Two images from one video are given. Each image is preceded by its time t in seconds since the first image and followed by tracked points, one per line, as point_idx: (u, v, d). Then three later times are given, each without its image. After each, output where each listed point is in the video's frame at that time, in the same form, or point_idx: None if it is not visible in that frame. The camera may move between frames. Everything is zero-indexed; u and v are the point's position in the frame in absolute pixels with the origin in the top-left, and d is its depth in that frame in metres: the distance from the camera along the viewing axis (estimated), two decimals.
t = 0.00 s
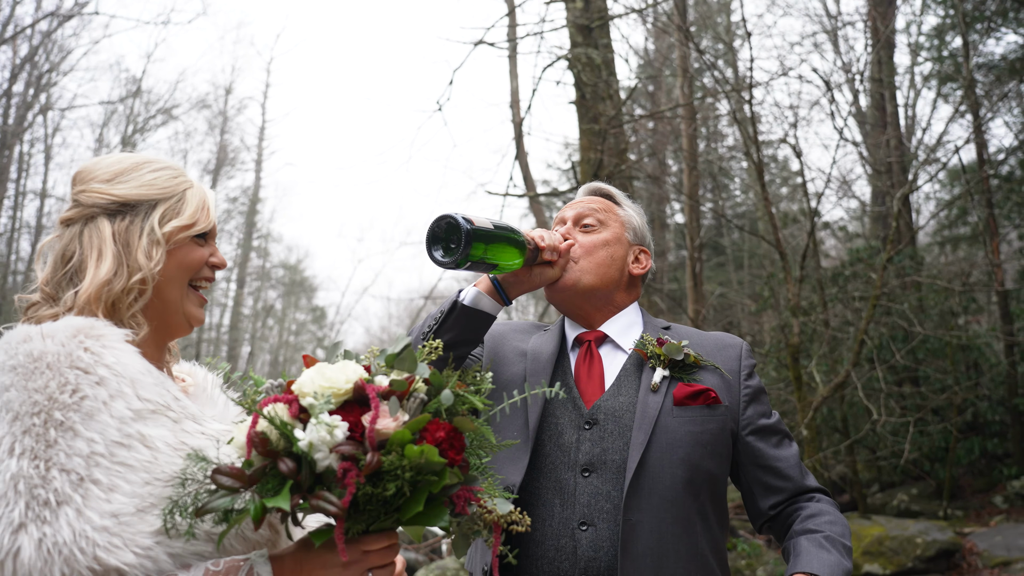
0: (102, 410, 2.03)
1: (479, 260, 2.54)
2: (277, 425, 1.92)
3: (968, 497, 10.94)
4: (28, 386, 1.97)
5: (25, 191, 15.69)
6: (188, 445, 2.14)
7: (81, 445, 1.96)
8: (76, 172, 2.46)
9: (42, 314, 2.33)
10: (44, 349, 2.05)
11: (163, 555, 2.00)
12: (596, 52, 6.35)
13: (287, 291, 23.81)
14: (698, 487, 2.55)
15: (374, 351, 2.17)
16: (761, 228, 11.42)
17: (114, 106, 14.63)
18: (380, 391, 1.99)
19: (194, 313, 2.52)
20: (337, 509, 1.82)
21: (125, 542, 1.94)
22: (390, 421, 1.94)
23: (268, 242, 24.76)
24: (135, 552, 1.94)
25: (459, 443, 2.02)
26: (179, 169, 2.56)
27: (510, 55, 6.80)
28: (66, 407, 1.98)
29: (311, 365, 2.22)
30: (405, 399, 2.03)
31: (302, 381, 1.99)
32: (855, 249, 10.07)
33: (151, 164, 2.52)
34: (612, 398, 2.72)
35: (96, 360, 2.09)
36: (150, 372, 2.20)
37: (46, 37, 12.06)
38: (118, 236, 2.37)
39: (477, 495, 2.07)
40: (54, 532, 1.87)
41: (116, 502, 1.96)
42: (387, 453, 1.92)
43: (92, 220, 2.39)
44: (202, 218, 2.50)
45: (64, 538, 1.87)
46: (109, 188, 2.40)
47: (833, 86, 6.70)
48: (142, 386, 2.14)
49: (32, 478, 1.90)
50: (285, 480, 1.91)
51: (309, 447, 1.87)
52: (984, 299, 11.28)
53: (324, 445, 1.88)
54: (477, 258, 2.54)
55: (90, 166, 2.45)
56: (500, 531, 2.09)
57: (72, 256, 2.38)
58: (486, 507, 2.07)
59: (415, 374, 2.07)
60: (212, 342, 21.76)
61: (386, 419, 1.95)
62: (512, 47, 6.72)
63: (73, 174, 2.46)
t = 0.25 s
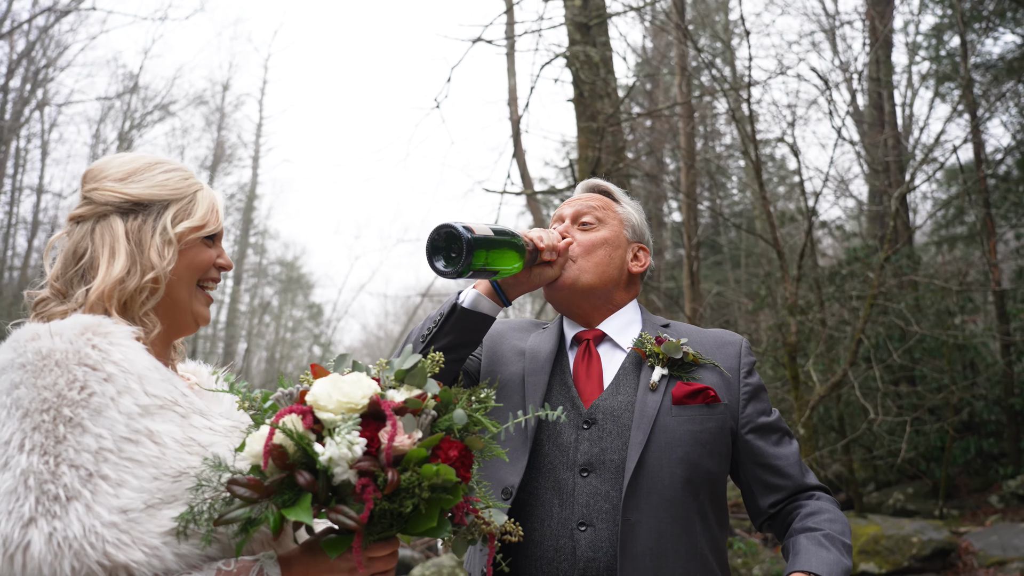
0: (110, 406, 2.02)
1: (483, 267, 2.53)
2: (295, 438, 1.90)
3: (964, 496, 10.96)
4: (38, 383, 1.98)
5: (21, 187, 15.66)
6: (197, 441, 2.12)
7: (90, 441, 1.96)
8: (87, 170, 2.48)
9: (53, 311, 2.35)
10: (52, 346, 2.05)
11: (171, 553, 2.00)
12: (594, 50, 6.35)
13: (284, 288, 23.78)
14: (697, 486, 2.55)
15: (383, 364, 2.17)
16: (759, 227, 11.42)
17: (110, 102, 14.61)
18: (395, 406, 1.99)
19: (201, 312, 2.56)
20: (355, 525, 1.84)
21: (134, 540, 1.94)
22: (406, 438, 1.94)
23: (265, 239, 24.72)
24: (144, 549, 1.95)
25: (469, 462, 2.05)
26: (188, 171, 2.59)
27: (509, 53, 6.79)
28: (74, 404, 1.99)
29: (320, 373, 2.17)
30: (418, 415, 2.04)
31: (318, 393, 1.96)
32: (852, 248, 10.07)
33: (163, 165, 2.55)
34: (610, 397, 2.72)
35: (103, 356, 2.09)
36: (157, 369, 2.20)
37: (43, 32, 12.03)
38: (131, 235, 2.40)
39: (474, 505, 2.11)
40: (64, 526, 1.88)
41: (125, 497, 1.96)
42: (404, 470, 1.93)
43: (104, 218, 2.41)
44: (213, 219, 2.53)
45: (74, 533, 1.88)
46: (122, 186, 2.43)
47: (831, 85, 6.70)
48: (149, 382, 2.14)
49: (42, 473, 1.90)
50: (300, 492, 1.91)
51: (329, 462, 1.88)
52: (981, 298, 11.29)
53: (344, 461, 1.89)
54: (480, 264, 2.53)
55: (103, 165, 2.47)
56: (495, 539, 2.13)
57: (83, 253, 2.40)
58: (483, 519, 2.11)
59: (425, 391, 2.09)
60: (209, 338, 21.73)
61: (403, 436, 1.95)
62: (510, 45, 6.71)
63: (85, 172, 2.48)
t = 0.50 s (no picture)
0: (120, 403, 2.02)
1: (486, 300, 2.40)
2: (311, 436, 1.91)
3: (962, 496, 10.97)
4: (48, 380, 1.99)
5: (20, 182, 15.65)
6: (206, 438, 2.11)
7: (100, 437, 1.96)
8: (99, 168, 2.49)
9: (63, 307, 2.33)
10: (62, 343, 2.06)
11: (180, 551, 1.98)
12: (595, 47, 6.34)
13: (283, 284, 23.78)
14: (696, 485, 2.55)
15: (391, 369, 2.19)
16: (758, 226, 11.42)
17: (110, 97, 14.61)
18: (407, 408, 2.00)
19: (211, 309, 2.56)
20: (372, 519, 1.84)
21: (143, 535, 1.93)
22: (419, 438, 1.94)
23: (264, 236, 24.71)
24: (154, 544, 1.94)
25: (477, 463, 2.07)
26: (200, 171, 2.60)
27: (509, 50, 6.79)
28: (83, 400, 1.99)
29: (329, 376, 2.20)
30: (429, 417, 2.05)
31: (331, 395, 1.97)
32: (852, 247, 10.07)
33: (175, 164, 2.56)
34: (607, 399, 2.72)
35: (112, 353, 2.09)
36: (165, 366, 2.21)
37: (42, 27, 12.03)
38: (142, 233, 2.40)
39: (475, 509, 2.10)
40: (74, 521, 1.89)
41: (135, 493, 1.95)
42: (417, 469, 1.94)
43: (116, 215, 2.42)
44: (223, 219, 2.54)
45: (84, 528, 1.88)
46: (135, 185, 2.44)
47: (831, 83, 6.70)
48: (158, 379, 2.14)
49: (52, 469, 1.91)
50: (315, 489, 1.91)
51: (345, 459, 1.87)
52: (980, 298, 11.28)
53: (360, 458, 1.89)
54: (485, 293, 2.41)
55: (115, 164, 2.48)
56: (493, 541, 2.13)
57: (95, 250, 2.40)
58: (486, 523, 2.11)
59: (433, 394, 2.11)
60: (208, 335, 21.72)
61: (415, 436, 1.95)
62: (510, 42, 6.71)
63: (97, 170, 2.49)
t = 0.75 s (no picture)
0: (130, 400, 2.04)
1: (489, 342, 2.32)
2: (309, 436, 1.92)
3: (965, 496, 10.95)
4: (58, 375, 2.00)
5: (24, 176, 15.69)
6: (214, 435, 2.13)
7: (111, 434, 1.97)
8: (109, 164, 2.49)
9: (77, 303, 2.33)
10: (74, 339, 2.07)
11: (189, 547, 1.99)
12: (599, 44, 6.33)
13: (285, 280, 23.82)
14: (697, 485, 2.55)
15: (396, 370, 2.19)
16: (762, 224, 11.40)
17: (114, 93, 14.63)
18: (409, 407, 2.00)
19: (225, 302, 2.58)
20: (370, 519, 1.84)
21: (152, 530, 1.94)
22: (419, 437, 1.94)
23: (267, 231, 24.74)
24: (162, 540, 1.95)
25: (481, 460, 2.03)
26: (210, 166, 2.61)
27: (513, 47, 6.78)
28: (94, 396, 2.00)
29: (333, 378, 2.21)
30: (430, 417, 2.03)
31: (331, 395, 1.98)
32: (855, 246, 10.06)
33: (186, 159, 2.57)
34: (604, 403, 2.73)
35: (124, 350, 2.11)
36: (177, 363, 2.22)
37: (46, 22, 12.05)
38: (156, 229, 2.41)
39: (485, 510, 2.06)
40: (84, 517, 1.89)
41: (144, 490, 1.97)
42: (417, 467, 1.93)
43: (129, 211, 2.42)
44: (234, 214, 2.55)
45: (94, 524, 1.89)
46: (147, 180, 2.44)
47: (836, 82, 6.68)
48: (169, 376, 2.15)
49: (62, 464, 1.91)
50: (314, 489, 1.91)
51: (342, 458, 1.89)
52: (983, 298, 11.26)
53: (357, 457, 1.90)
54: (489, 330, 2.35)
55: (125, 159, 2.48)
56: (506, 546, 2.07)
57: (108, 246, 2.40)
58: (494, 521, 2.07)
59: (436, 394, 2.08)
60: (210, 330, 21.76)
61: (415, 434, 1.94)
62: (514, 39, 6.70)
63: (107, 165, 2.49)
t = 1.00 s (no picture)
0: (143, 393, 2.06)
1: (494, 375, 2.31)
2: (309, 433, 1.95)
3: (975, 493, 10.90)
4: (72, 364, 2.02)
5: (36, 171, 15.78)
6: (228, 426, 2.17)
7: (124, 427, 1.99)
8: (124, 157, 2.51)
9: (94, 297, 2.36)
10: (88, 329, 2.10)
11: (198, 539, 2.02)
12: (610, 39, 6.30)
13: (295, 275, 23.91)
14: (705, 483, 2.57)
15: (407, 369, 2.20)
16: (772, 220, 11.36)
17: (125, 88, 14.70)
18: (412, 406, 2.00)
19: (242, 295, 2.60)
20: (363, 520, 1.85)
21: (161, 523, 1.96)
22: (420, 436, 1.95)
23: (277, 227, 24.83)
24: (171, 533, 1.97)
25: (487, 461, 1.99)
26: (226, 158, 2.63)
27: (523, 42, 6.77)
28: (108, 386, 2.02)
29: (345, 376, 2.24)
30: (435, 415, 2.00)
31: (335, 392, 2.02)
32: (866, 242, 10.00)
33: (202, 152, 2.58)
34: (608, 404, 2.74)
35: (137, 342, 2.14)
36: (190, 355, 2.25)
37: (58, 18, 12.11)
38: (174, 222, 2.43)
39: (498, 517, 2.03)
40: (96, 509, 1.91)
41: (156, 483, 1.99)
42: (415, 467, 1.93)
43: (147, 204, 2.44)
44: (251, 207, 2.56)
45: (107, 517, 1.91)
46: (163, 174, 2.46)
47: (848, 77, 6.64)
48: (181, 368, 2.18)
49: (74, 454, 1.93)
50: (312, 487, 1.93)
51: (339, 456, 1.90)
52: (995, 294, 11.19)
53: (354, 455, 1.91)
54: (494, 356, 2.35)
55: (141, 153, 2.50)
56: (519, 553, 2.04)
57: (125, 240, 2.42)
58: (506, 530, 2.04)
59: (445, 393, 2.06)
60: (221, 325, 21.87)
61: (416, 434, 1.95)
62: (524, 34, 6.69)
63: (123, 158, 2.50)
